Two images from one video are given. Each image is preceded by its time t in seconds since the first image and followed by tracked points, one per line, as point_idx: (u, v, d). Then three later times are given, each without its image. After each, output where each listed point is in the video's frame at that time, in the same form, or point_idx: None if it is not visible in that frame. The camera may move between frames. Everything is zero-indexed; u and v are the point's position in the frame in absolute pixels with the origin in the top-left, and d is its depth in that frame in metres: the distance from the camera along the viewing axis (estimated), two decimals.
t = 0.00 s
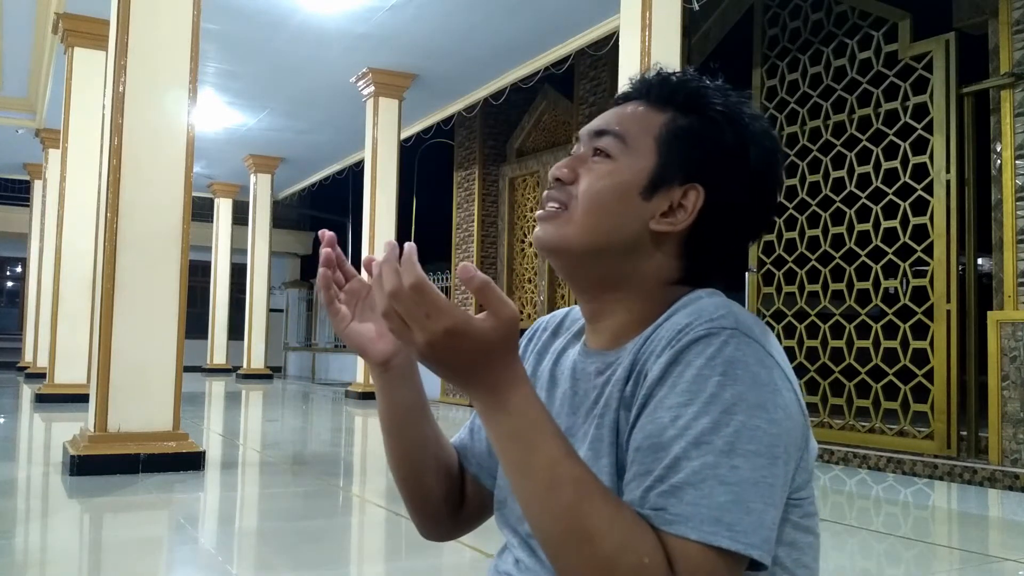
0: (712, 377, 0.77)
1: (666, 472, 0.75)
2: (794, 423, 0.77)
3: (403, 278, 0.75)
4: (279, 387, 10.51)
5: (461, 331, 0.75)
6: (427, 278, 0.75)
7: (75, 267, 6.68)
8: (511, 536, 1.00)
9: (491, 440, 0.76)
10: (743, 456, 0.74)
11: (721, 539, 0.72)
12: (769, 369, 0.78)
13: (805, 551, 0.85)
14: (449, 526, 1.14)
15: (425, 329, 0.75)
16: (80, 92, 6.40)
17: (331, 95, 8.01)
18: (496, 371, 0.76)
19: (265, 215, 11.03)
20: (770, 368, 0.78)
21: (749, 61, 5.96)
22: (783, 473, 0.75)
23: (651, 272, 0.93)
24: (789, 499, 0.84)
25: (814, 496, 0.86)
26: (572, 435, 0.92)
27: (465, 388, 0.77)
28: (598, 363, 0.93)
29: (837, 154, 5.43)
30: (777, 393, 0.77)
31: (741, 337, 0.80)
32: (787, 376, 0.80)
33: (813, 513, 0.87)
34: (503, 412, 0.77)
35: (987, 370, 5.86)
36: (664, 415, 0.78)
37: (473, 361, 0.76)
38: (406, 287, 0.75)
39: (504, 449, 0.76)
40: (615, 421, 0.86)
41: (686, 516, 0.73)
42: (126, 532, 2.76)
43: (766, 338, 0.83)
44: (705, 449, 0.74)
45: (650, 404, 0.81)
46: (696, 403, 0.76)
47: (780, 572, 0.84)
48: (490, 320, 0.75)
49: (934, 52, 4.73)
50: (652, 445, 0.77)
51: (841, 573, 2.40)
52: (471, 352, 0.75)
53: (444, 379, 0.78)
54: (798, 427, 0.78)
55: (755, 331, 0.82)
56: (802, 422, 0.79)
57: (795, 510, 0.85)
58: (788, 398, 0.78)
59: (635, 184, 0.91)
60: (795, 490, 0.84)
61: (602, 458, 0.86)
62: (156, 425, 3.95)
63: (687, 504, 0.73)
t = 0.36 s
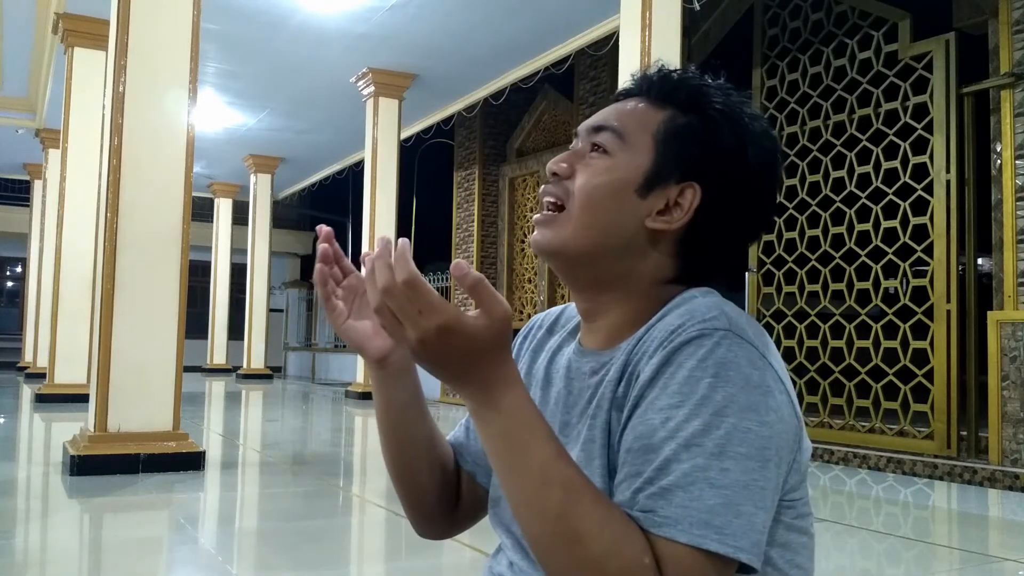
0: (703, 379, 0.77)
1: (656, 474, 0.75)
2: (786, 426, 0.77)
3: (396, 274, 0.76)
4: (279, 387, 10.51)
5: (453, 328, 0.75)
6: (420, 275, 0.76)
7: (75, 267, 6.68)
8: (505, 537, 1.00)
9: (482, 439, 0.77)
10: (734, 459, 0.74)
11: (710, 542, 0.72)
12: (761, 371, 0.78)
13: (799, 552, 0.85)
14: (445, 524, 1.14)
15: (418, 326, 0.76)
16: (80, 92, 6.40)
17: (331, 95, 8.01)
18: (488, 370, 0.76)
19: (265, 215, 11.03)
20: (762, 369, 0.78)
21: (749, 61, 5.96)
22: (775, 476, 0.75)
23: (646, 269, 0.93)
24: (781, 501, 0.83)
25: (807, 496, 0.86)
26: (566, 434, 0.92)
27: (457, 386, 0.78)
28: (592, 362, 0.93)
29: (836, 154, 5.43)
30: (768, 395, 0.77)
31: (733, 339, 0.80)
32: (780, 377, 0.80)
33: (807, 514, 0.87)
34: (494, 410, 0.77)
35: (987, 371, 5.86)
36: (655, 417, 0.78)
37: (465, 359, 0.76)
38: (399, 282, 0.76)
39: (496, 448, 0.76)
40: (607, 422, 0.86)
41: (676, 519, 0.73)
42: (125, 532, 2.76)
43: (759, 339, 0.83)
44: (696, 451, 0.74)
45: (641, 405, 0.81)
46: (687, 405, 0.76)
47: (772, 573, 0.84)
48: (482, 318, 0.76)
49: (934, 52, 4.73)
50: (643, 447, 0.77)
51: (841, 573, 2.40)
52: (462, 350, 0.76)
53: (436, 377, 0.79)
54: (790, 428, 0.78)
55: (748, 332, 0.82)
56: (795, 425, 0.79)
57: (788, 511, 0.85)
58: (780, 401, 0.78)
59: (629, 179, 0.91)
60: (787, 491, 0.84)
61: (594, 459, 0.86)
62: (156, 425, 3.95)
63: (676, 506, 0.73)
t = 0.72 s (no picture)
0: (712, 380, 0.77)
1: (663, 475, 0.75)
2: (793, 428, 0.77)
3: (419, 264, 0.76)
4: (279, 387, 10.51)
5: (472, 320, 0.75)
6: (442, 265, 0.76)
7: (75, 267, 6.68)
8: (512, 534, 0.99)
9: (494, 433, 0.77)
10: (741, 460, 0.74)
11: (718, 543, 0.72)
12: (768, 372, 0.78)
13: (804, 553, 0.85)
14: (451, 522, 1.14)
15: (437, 317, 0.76)
16: (80, 92, 6.40)
17: (331, 95, 8.01)
18: (505, 363, 0.77)
19: (265, 215, 11.03)
20: (770, 371, 0.78)
21: (749, 61, 5.96)
22: (781, 477, 0.75)
23: (654, 269, 0.93)
24: (787, 502, 0.83)
25: (812, 498, 0.86)
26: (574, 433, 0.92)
27: (473, 379, 0.78)
28: (600, 362, 0.93)
29: (837, 154, 5.43)
30: (776, 396, 0.77)
31: (741, 340, 0.80)
32: (787, 379, 0.80)
33: (810, 516, 0.87)
34: (508, 404, 0.77)
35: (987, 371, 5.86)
36: (663, 417, 0.78)
37: (483, 351, 0.76)
38: (421, 273, 0.76)
39: (508, 441, 0.76)
40: (614, 422, 0.86)
41: (683, 519, 0.73)
42: (124, 532, 2.77)
43: (766, 339, 0.83)
44: (703, 452, 0.74)
45: (649, 406, 0.81)
46: (695, 407, 0.76)
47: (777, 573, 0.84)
48: (501, 312, 0.76)
49: (934, 52, 4.73)
50: (651, 447, 0.77)
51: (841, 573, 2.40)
52: (480, 342, 0.76)
53: (452, 369, 0.79)
54: (797, 431, 0.78)
55: (755, 332, 0.82)
56: (802, 426, 0.79)
57: (794, 513, 0.85)
58: (789, 404, 0.77)
59: (639, 179, 0.91)
60: (794, 493, 0.84)
61: (601, 459, 0.86)
62: (156, 424, 3.95)
63: (683, 506, 0.73)
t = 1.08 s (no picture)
0: (705, 386, 0.77)
1: (657, 481, 0.75)
2: (788, 431, 0.77)
3: (397, 280, 0.75)
4: (279, 387, 10.51)
5: (454, 335, 0.75)
6: (421, 280, 0.75)
7: (76, 267, 6.69)
8: (509, 537, 1.00)
9: (483, 446, 0.77)
10: (735, 466, 0.74)
11: (712, 550, 0.72)
12: (762, 376, 0.78)
13: (800, 554, 0.85)
14: (449, 524, 1.14)
15: (418, 333, 0.75)
16: (80, 92, 6.40)
17: (331, 95, 8.01)
18: (490, 376, 0.76)
19: (265, 215, 11.03)
20: (765, 375, 0.78)
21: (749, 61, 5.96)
22: (776, 481, 0.75)
23: (648, 270, 0.93)
24: (784, 505, 0.83)
25: (809, 499, 0.86)
26: (569, 437, 0.92)
27: (459, 393, 0.77)
28: (594, 365, 0.93)
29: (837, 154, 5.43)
30: (770, 401, 0.77)
31: (734, 344, 0.80)
32: (782, 383, 0.80)
33: (808, 517, 0.87)
34: (495, 417, 0.77)
35: (987, 371, 5.86)
36: (656, 423, 0.78)
37: (467, 365, 0.76)
38: (400, 289, 0.75)
39: (496, 455, 0.76)
40: (608, 427, 0.86)
41: (676, 526, 0.73)
42: (125, 531, 2.77)
43: (760, 342, 0.83)
44: (697, 458, 0.74)
45: (643, 411, 0.81)
46: (689, 412, 0.76)
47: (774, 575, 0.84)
48: (483, 325, 0.76)
49: (934, 52, 4.73)
50: (644, 453, 0.77)
51: (841, 573, 2.40)
52: (461, 357, 0.75)
53: (437, 384, 0.78)
54: (792, 434, 0.77)
55: (748, 336, 0.82)
56: (797, 430, 0.79)
57: (791, 515, 0.85)
58: (783, 407, 0.77)
59: (631, 180, 0.91)
60: (790, 495, 0.84)
61: (596, 464, 0.86)
62: (156, 425, 3.95)
63: (677, 513, 0.73)
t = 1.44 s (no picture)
0: (700, 386, 0.77)
1: (656, 483, 0.75)
2: (783, 430, 0.77)
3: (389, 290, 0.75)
4: (279, 387, 10.50)
5: (447, 343, 0.75)
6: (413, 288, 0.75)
7: (75, 267, 6.69)
8: (504, 541, 1.00)
9: (478, 452, 0.76)
10: (732, 466, 0.73)
11: (711, 550, 0.72)
12: (756, 375, 0.78)
13: (797, 551, 0.85)
14: (440, 530, 1.14)
15: (411, 341, 0.75)
16: (80, 92, 6.40)
17: (331, 95, 8.01)
18: (482, 383, 0.76)
19: (265, 215, 11.03)
20: (758, 374, 0.78)
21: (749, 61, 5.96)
22: (773, 480, 0.75)
23: (641, 272, 0.93)
24: (780, 502, 0.83)
25: (805, 496, 0.86)
26: (562, 440, 0.92)
27: (452, 401, 0.77)
28: (587, 367, 0.93)
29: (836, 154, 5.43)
30: (764, 399, 0.77)
31: (728, 344, 0.80)
32: (777, 381, 0.80)
33: (804, 514, 0.87)
34: (490, 423, 0.77)
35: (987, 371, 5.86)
36: (652, 425, 0.78)
37: (460, 372, 0.75)
38: (391, 299, 0.76)
39: (492, 462, 0.76)
40: (604, 428, 0.86)
41: (676, 528, 0.73)
42: (126, 532, 2.77)
43: (753, 342, 0.83)
44: (694, 459, 0.74)
45: (638, 412, 0.81)
46: (684, 413, 0.76)
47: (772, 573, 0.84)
48: (476, 332, 0.75)
49: (934, 52, 4.73)
50: (641, 455, 0.77)
51: (841, 573, 2.40)
52: (456, 364, 0.75)
53: (430, 391, 0.78)
54: (787, 432, 0.78)
55: (742, 336, 0.82)
56: (792, 427, 0.79)
57: (786, 512, 0.84)
58: (777, 405, 0.78)
59: (623, 181, 0.92)
60: (786, 492, 0.84)
61: (592, 466, 0.86)
62: (156, 425, 3.94)
63: (676, 515, 0.73)
